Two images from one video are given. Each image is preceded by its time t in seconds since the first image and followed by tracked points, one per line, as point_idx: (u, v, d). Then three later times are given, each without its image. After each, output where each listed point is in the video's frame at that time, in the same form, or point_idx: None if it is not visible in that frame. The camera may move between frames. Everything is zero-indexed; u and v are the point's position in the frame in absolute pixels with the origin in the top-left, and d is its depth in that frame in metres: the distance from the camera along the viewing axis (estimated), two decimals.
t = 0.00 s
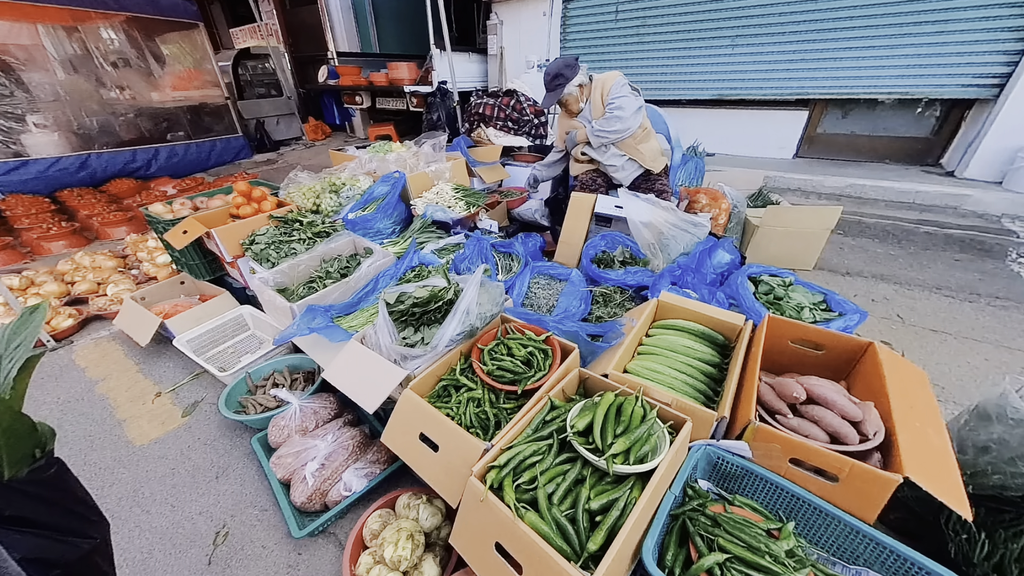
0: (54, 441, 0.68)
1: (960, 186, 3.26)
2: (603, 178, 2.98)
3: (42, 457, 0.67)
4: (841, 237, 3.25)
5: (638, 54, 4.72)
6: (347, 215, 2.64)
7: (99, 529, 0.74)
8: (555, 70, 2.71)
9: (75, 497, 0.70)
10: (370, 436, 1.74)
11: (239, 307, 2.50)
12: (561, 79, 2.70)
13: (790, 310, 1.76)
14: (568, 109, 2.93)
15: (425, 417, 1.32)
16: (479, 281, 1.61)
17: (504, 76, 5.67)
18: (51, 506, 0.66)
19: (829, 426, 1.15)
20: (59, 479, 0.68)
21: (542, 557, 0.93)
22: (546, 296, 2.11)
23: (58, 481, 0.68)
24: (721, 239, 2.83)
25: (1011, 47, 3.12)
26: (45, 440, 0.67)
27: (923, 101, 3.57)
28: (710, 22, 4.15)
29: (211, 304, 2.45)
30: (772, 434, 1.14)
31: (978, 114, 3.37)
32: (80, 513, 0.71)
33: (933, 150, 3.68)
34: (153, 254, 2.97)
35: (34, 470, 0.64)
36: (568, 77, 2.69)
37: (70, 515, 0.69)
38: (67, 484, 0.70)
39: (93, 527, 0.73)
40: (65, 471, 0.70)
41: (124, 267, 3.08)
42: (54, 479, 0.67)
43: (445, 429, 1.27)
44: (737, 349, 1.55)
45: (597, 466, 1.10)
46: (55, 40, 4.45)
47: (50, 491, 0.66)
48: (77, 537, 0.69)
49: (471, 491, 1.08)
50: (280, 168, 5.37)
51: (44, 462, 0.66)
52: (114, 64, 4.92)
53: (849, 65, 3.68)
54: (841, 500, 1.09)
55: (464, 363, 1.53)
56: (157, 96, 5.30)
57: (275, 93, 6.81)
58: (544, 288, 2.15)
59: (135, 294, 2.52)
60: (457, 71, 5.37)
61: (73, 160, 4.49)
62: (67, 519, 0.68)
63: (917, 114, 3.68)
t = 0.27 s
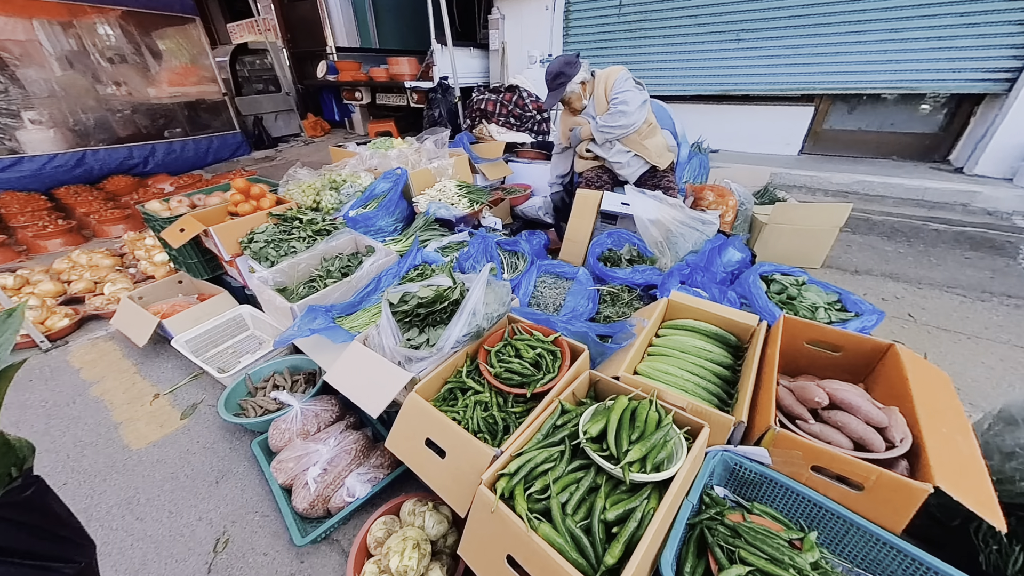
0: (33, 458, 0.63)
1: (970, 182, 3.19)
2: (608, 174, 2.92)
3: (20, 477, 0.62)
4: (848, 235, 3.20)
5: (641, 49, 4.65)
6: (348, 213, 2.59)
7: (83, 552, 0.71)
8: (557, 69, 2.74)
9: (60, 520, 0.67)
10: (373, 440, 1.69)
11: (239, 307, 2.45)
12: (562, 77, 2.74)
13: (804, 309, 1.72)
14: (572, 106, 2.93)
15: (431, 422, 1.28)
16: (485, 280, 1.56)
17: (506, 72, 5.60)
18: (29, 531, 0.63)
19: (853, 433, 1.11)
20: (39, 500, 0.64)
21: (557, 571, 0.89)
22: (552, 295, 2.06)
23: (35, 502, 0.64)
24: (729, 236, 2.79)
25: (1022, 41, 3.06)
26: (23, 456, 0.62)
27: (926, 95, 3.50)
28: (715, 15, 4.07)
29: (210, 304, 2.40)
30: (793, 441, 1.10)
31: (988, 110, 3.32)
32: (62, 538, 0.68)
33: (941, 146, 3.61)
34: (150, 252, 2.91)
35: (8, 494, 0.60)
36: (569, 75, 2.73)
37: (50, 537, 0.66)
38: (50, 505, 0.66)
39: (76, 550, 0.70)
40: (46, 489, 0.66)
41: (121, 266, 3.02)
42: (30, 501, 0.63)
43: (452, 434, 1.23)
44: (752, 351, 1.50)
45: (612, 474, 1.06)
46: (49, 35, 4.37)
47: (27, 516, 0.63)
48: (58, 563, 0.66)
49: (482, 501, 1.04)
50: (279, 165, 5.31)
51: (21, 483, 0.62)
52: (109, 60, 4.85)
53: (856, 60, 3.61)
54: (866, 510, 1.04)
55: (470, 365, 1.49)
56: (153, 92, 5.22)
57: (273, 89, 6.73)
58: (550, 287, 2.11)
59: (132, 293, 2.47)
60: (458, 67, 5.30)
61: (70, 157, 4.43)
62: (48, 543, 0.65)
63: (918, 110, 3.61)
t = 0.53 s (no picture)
0: (20, 474, 0.61)
1: (983, 179, 3.00)
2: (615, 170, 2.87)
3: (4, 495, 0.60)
4: (857, 232, 3.09)
5: (646, 44, 4.56)
6: (350, 210, 2.54)
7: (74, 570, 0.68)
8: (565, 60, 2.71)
9: (51, 541, 0.64)
10: (378, 443, 1.65)
11: (239, 306, 2.40)
12: (570, 70, 2.70)
13: (821, 308, 1.68)
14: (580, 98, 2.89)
15: (440, 426, 1.23)
16: (493, 279, 1.52)
17: (508, 67, 5.52)
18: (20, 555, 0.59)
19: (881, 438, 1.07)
20: (26, 519, 0.62)
21: None
22: (560, 293, 2.01)
23: (24, 521, 0.61)
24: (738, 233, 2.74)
25: None
26: (9, 472, 0.61)
27: (932, 90, 3.40)
28: (723, 8, 3.98)
29: (210, 303, 2.35)
30: (819, 446, 1.06)
31: (1000, 102, 3.17)
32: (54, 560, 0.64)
33: (952, 140, 3.46)
34: (149, 250, 2.86)
35: None
36: (577, 67, 2.69)
37: (37, 565, 0.60)
38: (37, 526, 0.62)
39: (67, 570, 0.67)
40: (35, 506, 0.63)
41: (119, 265, 2.97)
42: (17, 520, 0.60)
43: (462, 439, 1.18)
44: (768, 351, 1.46)
45: (631, 480, 1.02)
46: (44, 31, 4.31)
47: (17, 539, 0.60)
48: None
49: (495, 509, 1.00)
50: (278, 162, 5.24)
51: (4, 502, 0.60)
52: (105, 56, 4.78)
53: (864, 53, 3.51)
54: (896, 518, 1.00)
55: (479, 366, 1.44)
56: (150, 88, 5.15)
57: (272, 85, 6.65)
58: (558, 285, 2.06)
59: (130, 292, 2.42)
60: (459, 63, 5.23)
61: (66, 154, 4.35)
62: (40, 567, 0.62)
63: (922, 105, 3.51)
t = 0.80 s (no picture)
0: (42, 470, 0.59)
1: (987, 176, 2.99)
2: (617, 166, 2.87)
3: (24, 491, 0.58)
4: (860, 229, 3.07)
5: (648, 39, 4.53)
6: (354, 207, 2.54)
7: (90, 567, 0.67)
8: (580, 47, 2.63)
9: (66, 538, 0.63)
10: (385, 440, 1.65)
11: (243, 303, 2.39)
12: (585, 58, 2.63)
13: (828, 305, 1.68)
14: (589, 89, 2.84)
15: (448, 422, 1.23)
16: (500, 276, 1.51)
17: (509, 63, 5.48)
18: (37, 552, 0.58)
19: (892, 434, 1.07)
20: (46, 515, 0.60)
21: None
22: (566, 290, 2.01)
23: (43, 517, 0.59)
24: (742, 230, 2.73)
25: None
26: (29, 468, 0.59)
27: (936, 86, 3.39)
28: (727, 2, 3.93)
29: (213, 301, 2.34)
30: (829, 442, 1.06)
31: (1004, 100, 3.17)
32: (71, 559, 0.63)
33: (955, 137, 3.46)
34: (150, 247, 2.85)
35: (10, 511, 0.55)
36: (591, 56, 2.63)
37: (59, 560, 0.62)
38: (57, 520, 0.62)
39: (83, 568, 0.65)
40: (54, 501, 0.62)
41: (120, 262, 2.96)
42: (38, 516, 0.58)
43: (470, 435, 1.18)
44: (775, 347, 1.46)
45: (642, 476, 1.02)
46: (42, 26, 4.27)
47: (37, 535, 0.58)
48: None
49: (506, 505, 1.00)
50: (278, 159, 5.22)
51: (25, 498, 0.57)
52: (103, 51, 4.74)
53: (869, 49, 3.49)
54: (906, 513, 1.01)
55: (486, 363, 1.44)
56: (149, 84, 5.10)
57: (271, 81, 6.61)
58: (564, 282, 2.05)
59: (132, 289, 2.41)
60: (460, 58, 5.19)
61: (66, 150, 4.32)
62: (58, 564, 0.61)
63: (925, 101, 3.50)
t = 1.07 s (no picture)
0: (53, 461, 0.62)
1: (987, 173, 3.01)
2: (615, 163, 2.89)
3: (38, 481, 0.61)
4: (861, 227, 3.11)
5: (649, 36, 4.52)
6: (354, 204, 2.54)
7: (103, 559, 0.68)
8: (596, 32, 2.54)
9: (78, 527, 0.65)
10: (386, 435, 1.67)
11: (244, 300, 2.40)
12: (600, 45, 2.55)
13: (826, 302, 1.69)
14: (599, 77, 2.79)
15: (449, 417, 1.25)
16: (501, 273, 1.52)
17: (509, 61, 5.46)
18: (51, 540, 0.60)
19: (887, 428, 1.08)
20: (59, 505, 0.62)
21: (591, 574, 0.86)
22: (566, 287, 2.02)
23: (56, 508, 0.61)
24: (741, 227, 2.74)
25: None
26: (41, 459, 0.62)
27: (935, 83, 3.39)
28: None
29: (215, 298, 2.35)
30: (824, 436, 1.08)
31: (1004, 97, 3.17)
32: (84, 548, 0.65)
33: (954, 135, 3.47)
34: (150, 245, 2.85)
35: (23, 500, 0.57)
36: (607, 44, 2.54)
37: (73, 548, 0.63)
38: (70, 511, 0.64)
39: (95, 559, 0.66)
40: (66, 493, 0.64)
41: (120, 260, 2.96)
42: (51, 505, 0.60)
43: (471, 430, 1.20)
44: (773, 343, 1.48)
45: (640, 470, 1.03)
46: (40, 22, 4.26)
47: (51, 523, 0.61)
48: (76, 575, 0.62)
49: (507, 498, 1.01)
50: (278, 156, 5.21)
51: (39, 489, 0.60)
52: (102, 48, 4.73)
53: (869, 46, 3.49)
54: (899, 506, 1.02)
55: (487, 359, 1.46)
56: (147, 81, 5.09)
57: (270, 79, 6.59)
58: (563, 279, 2.07)
59: (133, 287, 2.42)
60: (460, 56, 5.18)
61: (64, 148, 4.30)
62: (72, 552, 0.63)
63: (924, 99, 3.51)
